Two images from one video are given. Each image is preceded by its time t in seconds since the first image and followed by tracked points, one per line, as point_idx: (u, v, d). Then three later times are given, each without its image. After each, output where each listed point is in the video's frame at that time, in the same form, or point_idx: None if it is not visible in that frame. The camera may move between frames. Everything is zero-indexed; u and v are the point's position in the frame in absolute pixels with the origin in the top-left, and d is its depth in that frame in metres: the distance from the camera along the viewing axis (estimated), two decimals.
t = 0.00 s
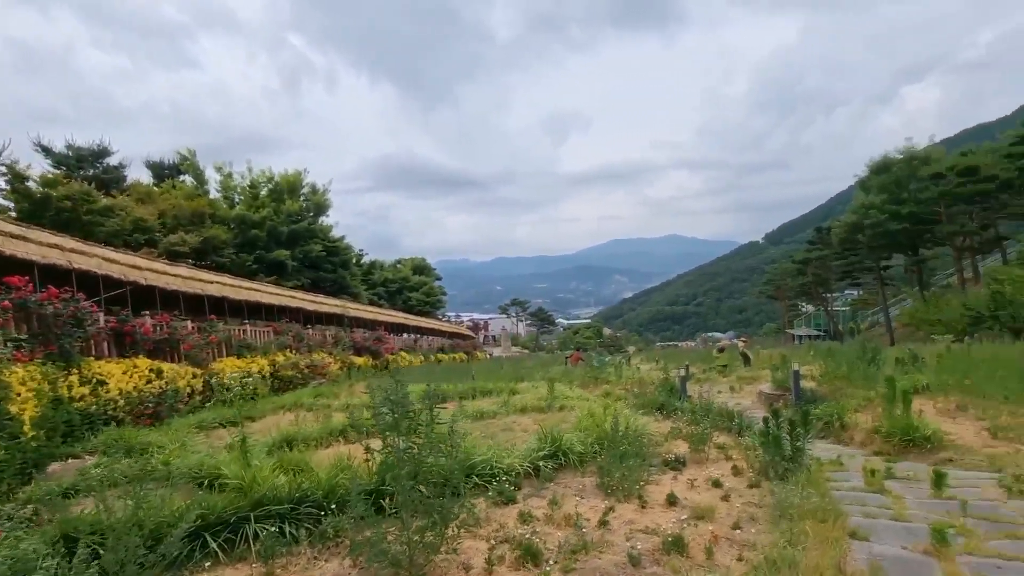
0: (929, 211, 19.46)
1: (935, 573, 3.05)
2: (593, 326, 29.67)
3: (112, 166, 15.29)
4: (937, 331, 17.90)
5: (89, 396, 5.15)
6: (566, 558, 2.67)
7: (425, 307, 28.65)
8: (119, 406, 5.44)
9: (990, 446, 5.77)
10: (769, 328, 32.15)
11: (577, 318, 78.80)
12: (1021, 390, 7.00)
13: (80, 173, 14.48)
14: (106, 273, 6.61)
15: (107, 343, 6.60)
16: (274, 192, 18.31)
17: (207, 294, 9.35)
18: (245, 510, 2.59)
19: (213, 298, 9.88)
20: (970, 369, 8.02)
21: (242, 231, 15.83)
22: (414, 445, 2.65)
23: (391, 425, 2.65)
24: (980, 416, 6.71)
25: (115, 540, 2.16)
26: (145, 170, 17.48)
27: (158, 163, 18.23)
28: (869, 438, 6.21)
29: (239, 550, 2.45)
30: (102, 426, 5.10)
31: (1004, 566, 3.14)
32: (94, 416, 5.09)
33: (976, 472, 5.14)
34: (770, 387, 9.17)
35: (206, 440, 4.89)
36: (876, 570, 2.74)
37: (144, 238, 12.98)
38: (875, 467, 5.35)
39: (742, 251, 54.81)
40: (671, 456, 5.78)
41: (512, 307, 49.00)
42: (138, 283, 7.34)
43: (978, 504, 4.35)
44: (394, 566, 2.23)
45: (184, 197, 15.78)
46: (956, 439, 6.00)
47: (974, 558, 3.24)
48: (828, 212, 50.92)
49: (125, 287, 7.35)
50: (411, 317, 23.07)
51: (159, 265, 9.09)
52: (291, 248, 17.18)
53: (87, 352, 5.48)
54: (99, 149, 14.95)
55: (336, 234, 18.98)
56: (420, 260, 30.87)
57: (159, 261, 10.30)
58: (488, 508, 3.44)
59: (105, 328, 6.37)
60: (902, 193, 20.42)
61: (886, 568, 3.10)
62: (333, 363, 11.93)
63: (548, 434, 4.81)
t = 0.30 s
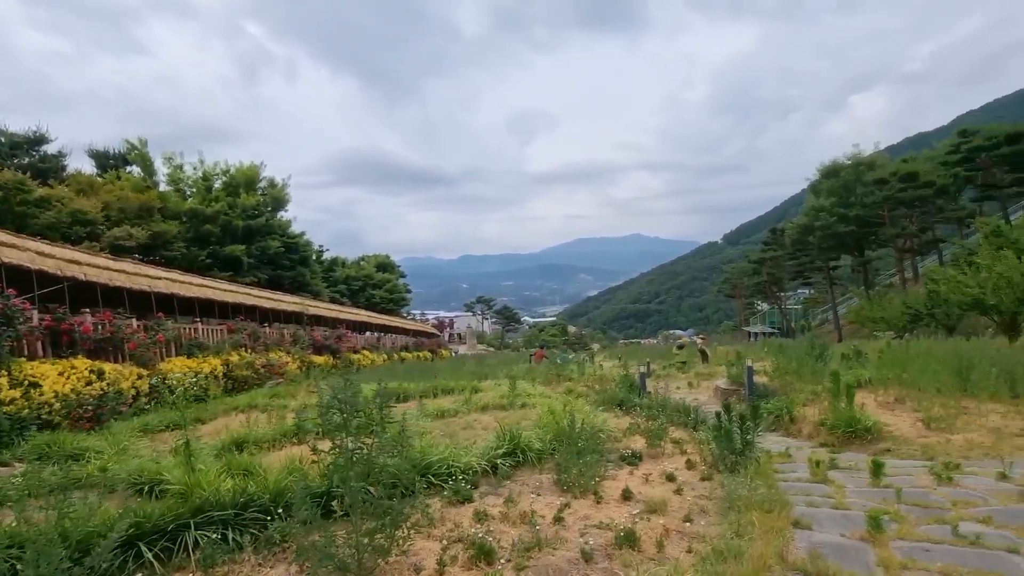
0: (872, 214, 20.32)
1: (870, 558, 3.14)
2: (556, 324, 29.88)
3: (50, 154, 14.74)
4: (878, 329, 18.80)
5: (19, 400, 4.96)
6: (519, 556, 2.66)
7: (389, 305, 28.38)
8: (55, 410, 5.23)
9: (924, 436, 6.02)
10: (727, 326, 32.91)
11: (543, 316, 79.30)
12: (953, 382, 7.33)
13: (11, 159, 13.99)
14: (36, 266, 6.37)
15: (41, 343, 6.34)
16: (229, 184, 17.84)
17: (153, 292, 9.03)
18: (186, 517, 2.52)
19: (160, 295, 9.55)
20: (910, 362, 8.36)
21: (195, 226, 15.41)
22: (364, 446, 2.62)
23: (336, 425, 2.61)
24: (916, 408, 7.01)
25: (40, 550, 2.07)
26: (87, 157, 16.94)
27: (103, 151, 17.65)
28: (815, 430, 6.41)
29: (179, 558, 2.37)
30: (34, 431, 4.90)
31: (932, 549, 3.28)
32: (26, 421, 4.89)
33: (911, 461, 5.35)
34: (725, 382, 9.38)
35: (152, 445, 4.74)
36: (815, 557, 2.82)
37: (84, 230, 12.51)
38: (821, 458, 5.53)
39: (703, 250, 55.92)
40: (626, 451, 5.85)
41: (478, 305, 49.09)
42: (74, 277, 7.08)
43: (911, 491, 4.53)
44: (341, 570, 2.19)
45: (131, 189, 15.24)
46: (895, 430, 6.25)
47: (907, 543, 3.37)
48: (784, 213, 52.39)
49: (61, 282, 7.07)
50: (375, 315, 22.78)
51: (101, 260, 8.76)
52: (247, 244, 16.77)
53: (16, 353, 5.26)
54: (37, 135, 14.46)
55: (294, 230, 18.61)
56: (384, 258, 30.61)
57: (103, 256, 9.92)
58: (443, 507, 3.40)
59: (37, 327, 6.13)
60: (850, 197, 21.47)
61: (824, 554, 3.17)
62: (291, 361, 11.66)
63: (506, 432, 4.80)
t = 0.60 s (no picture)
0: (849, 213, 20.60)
1: (838, 554, 3.18)
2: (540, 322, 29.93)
3: (18, 149, 14.47)
4: (855, 326, 19.18)
5: None
6: (488, 558, 2.65)
7: (372, 304, 28.19)
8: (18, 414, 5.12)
9: (895, 432, 6.12)
10: (708, 324, 33.22)
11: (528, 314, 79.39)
12: (922, 378, 7.48)
13: None
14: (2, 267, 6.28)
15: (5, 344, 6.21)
16: (206, 181, 17.56)
17: (125, 291, 8.85)
18: (145, 522, 2.50)
19: (133, 295, 9.37)
20: (883, 358, 8.50)
21: (170, 222, 15.09)
22: (326, 448, 2.66)
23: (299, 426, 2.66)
24: (888, 404, 7.13)
25: None
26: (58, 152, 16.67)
27: (75, 147, 17.33)
28: (791, 426, 6.49)
29: (136, 565, 2.35)
30: None
31: (898, 544, 3.32)
32: None
33: (881, 456, 5.44)
34: (705, 380, 9.46)
35: (120, 448, 4.64)
36: (784, 555, 2.84)
37: (52, 228, 12.28)
38: (794, 455, 5.59)
39: (685, 249, 56.34)
40: (604, 449, 5.87)
41: (462, 305, 49.10)
42: (41, 275, 6.95)
43: (880, 486, 4.60)
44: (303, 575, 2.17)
45: (103, 185, 14.94)
46: (866, 425, 6.35)
47: (874, 538, 3.42)
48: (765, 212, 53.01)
49: (27, 280, 6.93)
50: (358, 314, 22.55)
51: (70, 258, 8.59)
52: (225, 242, 16.53)
53: None
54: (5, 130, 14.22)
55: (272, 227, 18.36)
56: (367, 256, 30.43)
57: (74, 254, 9.72)
58: (415, 509, 3.36)
59: None
60: (827, 196, 21.95)
61: (793, 551, 3.19)
62: (270, 361, 11.49)
63: (483, 432, 4.77)
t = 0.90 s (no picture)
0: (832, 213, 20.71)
1: (813, 560, 3.14)
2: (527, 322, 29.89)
3: None
4: (837, 325, 19.45)
5: None
6: (455, 571, 2.59)
7: (358, 305, 27.98)
8: None
9: (874, 431, 6.14)
10: (693, 323, 33.39)
11: (516, 314, 79.28)
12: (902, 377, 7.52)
13: None
14: None
15: None
16: (186, 180, 17.28)
17: (98, 291, 8.64)
18: (93, 537, 2.44)
19: (107, 295, 9.15)
20: (864, 357, 8.54)
21: (148, 221, 14.78)
22: (279, 455, 2.67)
23: (254, 434, 2.69)
24: (868, 403, 7.16)
25: None
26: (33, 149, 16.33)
27: (51, 144, 16.99)
28: (773, 427, 6.49)
29: None
30: None
31: (873, 549, 3.30)
32: None
33: (860, 456, 5.45)
34: (689, 380, 9.45)
35: (85, 455, 4.51)
36: (758, 562, 2.79)
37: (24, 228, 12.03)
38: (774, 456, 5.58)
39: (672, 249, 56.54)
40: (584, 452, 5.81)
41: (450, 305, 49.01)
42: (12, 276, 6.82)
43: (858, 487, 4.59)
44: None
45: (79, 184, 14.63)
46: (846, 425, 6.36)
47: (850, 542, 3.39)
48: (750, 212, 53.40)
49: None
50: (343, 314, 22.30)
51: (43, 258, 8.39)
52: (206, 241, 16.28)
53: None
54: None
55: (255, 227, 18.12)
56: (353, 256, 30.23)
57: (46, 254, 9.50)
58: (383, 518, 3.27)
59: None
60: (811, 197, 22.29)
61: (767, 558, 3.16)
62: (252, 362, 11.30)
63: (459, 436, 4.69)
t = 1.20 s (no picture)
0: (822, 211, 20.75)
1: (796, 561, 3.09)
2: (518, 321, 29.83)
3: None
4: (826, 322, 19.41)
5: None
6: None
7: (348, 304, 27.79)
8: None
9: (860, 428, 6.11)
10: (685, 321, 33.42)
11: (507, 313, 79.21)
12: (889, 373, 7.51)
13: None
14: None
15: None
16: (172, 178, 17.04)
17: (78, 290, 8.45)
18: (47, 547, 2.34)
19: (88, 295, 8.95)
20: (851, 354, 8.53)
21: (132, 219, 14.53)
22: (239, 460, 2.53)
23: (212, 438, 2.55)
24: (855, 400, 7.14)
25: None
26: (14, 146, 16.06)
27: (33, 141, 16.71)
28: (760, 424, 6.46)
29: None
30: None
31: (858, 549, 3.25)
32: None
33: (847, 453, 5.42)
34: (678, 378, 9.41)
35: (57, 458, 4.39)
36: (740, 565, 2.73)
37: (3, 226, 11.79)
38: (761, 454, 5.52)
39: (664, 248, 56.58)
40: (569, 451, 5.74)
41: (443, 304, 48.89)
42: None
43: (843, 485, 4.55)
44: None
45: (61, 182, 14.39)
46: (833, 422, 6.33)
47: (834, 542, 3.34)
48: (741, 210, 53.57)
49: None
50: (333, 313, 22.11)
51: (20, 257, 8.19)
52: (192, 240, 16.06)
53: None
54: None
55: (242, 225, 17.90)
56: (344, 255, 30.02)
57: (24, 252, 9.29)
58: (359, 521, 3.18)
59: None
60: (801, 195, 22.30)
61: (750, 560, 3.10)
62: (240, 362, 11.12)
63: (441, 436, 4.59)
